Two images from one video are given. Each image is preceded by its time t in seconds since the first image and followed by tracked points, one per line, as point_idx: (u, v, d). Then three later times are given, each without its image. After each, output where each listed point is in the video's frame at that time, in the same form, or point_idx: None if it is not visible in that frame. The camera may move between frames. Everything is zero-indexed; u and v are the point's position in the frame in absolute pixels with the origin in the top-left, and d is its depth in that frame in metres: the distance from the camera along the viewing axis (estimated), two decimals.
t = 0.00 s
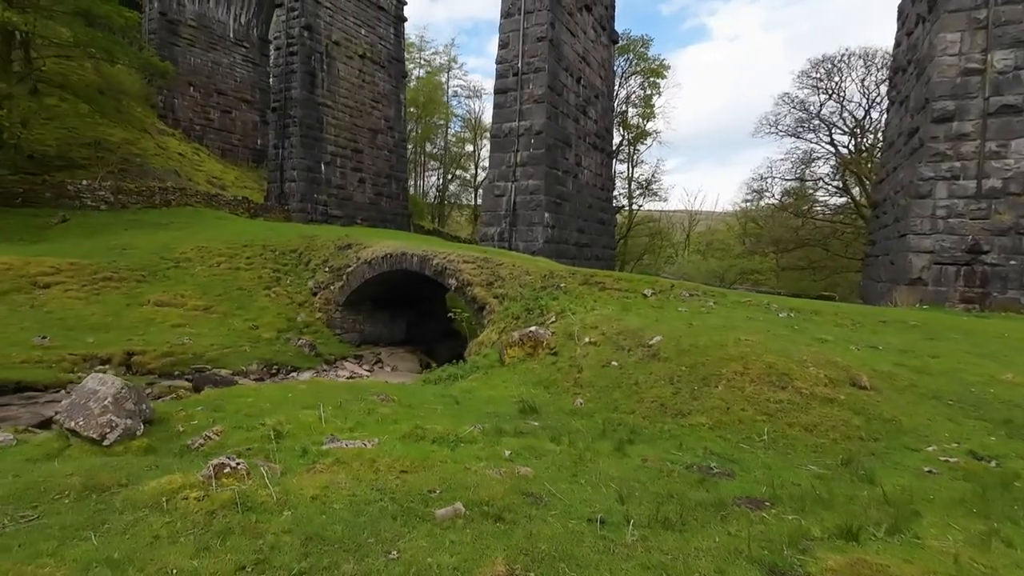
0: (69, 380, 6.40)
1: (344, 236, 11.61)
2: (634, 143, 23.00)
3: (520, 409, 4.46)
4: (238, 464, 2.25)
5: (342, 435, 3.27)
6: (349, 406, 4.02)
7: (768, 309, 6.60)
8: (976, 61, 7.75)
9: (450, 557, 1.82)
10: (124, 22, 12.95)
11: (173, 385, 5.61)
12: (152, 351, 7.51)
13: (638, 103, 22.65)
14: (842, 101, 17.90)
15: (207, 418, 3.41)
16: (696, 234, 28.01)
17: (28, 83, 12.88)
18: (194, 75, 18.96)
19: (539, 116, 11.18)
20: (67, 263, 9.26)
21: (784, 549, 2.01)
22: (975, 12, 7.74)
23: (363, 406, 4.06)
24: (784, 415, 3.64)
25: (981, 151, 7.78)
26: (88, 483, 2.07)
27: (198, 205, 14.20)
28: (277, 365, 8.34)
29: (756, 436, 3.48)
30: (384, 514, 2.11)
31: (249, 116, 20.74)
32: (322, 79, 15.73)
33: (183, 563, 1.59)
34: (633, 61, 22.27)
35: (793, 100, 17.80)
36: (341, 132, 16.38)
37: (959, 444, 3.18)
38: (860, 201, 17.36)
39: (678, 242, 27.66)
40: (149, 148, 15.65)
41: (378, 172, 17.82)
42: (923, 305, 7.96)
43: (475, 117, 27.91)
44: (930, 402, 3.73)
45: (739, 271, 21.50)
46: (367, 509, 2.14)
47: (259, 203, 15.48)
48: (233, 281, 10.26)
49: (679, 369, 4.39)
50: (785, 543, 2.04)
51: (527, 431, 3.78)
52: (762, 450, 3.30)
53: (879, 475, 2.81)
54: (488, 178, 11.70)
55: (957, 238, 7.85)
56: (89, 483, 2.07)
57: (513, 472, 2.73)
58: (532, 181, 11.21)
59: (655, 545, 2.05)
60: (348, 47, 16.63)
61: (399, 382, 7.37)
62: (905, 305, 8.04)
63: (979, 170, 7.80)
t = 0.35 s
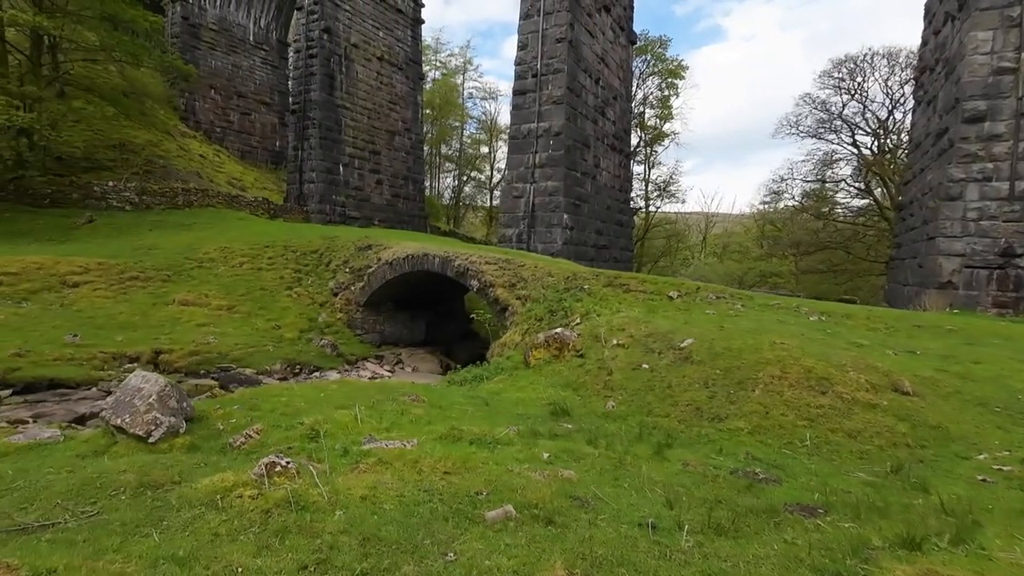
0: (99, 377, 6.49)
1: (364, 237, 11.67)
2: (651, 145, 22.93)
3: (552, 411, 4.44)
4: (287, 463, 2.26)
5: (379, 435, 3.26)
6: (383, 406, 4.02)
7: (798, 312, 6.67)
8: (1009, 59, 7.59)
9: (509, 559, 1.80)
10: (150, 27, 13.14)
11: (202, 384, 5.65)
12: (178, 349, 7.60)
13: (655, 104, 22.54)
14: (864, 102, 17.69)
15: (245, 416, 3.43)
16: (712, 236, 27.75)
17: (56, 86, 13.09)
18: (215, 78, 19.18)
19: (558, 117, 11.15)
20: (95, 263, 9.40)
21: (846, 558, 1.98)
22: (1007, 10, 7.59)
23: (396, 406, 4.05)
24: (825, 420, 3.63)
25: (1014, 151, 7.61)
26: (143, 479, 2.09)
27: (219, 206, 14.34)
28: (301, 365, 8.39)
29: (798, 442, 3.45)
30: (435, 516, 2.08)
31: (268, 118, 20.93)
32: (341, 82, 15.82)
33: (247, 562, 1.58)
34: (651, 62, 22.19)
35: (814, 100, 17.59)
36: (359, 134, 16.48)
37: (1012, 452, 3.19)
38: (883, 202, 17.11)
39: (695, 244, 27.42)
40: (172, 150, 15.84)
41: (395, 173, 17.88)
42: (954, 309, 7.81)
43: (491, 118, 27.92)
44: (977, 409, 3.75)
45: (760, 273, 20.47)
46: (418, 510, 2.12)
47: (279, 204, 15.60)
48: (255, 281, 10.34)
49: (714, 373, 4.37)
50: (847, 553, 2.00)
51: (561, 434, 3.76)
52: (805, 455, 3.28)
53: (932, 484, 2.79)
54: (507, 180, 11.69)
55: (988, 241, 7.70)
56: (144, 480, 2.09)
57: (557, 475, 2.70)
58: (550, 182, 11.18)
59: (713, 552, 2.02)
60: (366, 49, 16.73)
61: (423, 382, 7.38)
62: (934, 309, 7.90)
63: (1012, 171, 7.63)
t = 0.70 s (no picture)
0: (114, 376, 6.48)
1: (374, 237, 11.62)
2: (660, 144, 22.80)
3: (575, 412, 4.38)
4: (322, 464, 2.20)
5: (406, 436, 3.20)
6: (405, 406, 3.96)
7: (819, 312, 6.63)
8: None
9: (557, 565, 1.74)
10: (161, 27, 13.15)
11: (217, 383, 5.61)
12: (192, 348, 7.59)
13: (664, 103, 22.43)
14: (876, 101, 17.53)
15: (269, 415, 3.39)
16: (720, 236, 27.63)
17: (68, 86, 13.13)
18: (224, 78, 19.20)
19: (568, 116, 11.07)
20: (108, 261, 9.40)
21: (904, 566, 1.90)
22: None
23: (418, 406, 4.00)
24: (859, 423, 3.56)
25: None
26: (177, 480, 2.05)
27: (230, 205, 14.35)
28: (314, 364, 8.34)
29: (832, 445, 3.39)
30: (475, 520, 2.02)
31: (277, 118, 20.96)
32: (350, 81, 15.80)
33: (292, 567, 1.53)
34: (660, 61, 22.09)
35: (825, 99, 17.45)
36: (368, 133, 16.46)
37: None
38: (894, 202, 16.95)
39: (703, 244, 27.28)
40: (182, 149, 15.87)
41: (404, 173, 17.85)
42: (973, 310, 7.70)
43: (498, 118, 27.87)
44: (1015, 412, 3.66)
45: (769, 273, 19.90)
46: (457, 513, 2.06)
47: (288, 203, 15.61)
48: (266, 281, 10.31)
49: (740, 374, 4.30)
50: (904, 561, 1.94)
51: (587, 435, 3.69)
52: (840, 459, 3.21)
53: (977, 489, 2.71)
54: (517, 179, 11.64)
55: (1008, 241, 7.58)
56: (177, 480, 2.05)
57: (591, 477, 2.64)
58: (561, 182, 11.10)
59: (764, 559, 1.95)
60: (375, 49, 16.70)
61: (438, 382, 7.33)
62: (953, 310, 7.79)
63: None
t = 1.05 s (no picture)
0: (122, 375, 6.44)
1: (380, 235, 11.56)
2: (665, 142, 22.71)
3: (591, 413, 4.32)
4: (349, 468, 2.16)
5: (425, 438, 3.14)
6: (420, 407, 3.91)
7: (833, 312, 6.59)
8: None
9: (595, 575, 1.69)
10: (166, 25, 13.10)
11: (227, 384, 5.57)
12: (200, 347, 7.55)
13: (669, 101, 22.34)
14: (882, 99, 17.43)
15: (284, 416, 3.35)
16: (724, 234, 27.54)
17: (72, 85, 13.09)
18: (228, 76, 19.15)
19: (574, 115, 11.00)
20: (114, 260, 9.36)
21: None
22: None
23: (434, 407, 3.94)
24: (884, 425, 3.51)
25: None
26: (201, 485, 2.01)
27: (235, 204, 14.30)
28: (321, 364, 8.30)
29: (858, 448, 3.34)
30: (506, 526, 1.97)
31: (280, 116, 20.92)
32: (354, 80, 15.73)
33: None
34: (665, 58, 22.00)
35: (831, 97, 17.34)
36: (372, 131, 16.40)
37: None
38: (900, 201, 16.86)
39: (707, 243, 27.21)
40: (186, 148, 15.82)
41: (408, 171, 17.79)
42: (984, 309, 7.62)
43: (502, 116, 27.78)
44: None
45: (774, 272, 19.79)
46: (487, 519, 2.01)
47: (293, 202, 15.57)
48: (273, 279, 10.27)
49: (759, 375, 4.24)
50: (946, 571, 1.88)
51: (606, 437, 3.64)
52: (867, 462, 3.16)
53: (1011, 493, 2.66)
54: (522, 177, 11.58)
55: (1021, 239, 7.48)
56: (200, 485, 2.00)
57: (618, 481, 2.59)
58: (567, 180, 11.02)
59: (804, 568, 1.90)
60: (379, 47, 16.64)
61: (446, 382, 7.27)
62: (964, 309, 7.71)
63: None
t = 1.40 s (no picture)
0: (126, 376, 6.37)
1: (383, 234, 11.49)
2: (666, 141, 22.66)
3: (606, 414, 4.25)
4: (373, 473, 2.10)
5: (443, 441, 3.08)
6: (434, 408, 3.84)
7: (844, 312, 6.54)
8: None
9: None
10: (167, 22, 13.01)
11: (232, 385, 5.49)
12: (203, 347, 7.47)
13: (671, 100, 22.28)
14: (884, 98, 17.39)
15: (297, 418, 3.28)
16: (724, 233, 27.51)
17: (72, 83, 12.99)
18: (228, 74, 19.05)
19: (578, 113, 10.93)
20: (116, 259, 9.28)
21: None
22: None
23: (447, 408, 3.87)
24: (908, 426, 3.45)
25: None
26: (221, 491, 1.95)
27: (236, 203, 14.22)
28: (325, 363, 8.23)
29: (883, 450, 3.28)
30: (539, 533, 1.91)
31: (281, 115, 20.83)
32: (355, 78, 15.64)
33: None
34: (667, 57, 21.94)
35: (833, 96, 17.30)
36: (374, 130, 16.32)
37: None
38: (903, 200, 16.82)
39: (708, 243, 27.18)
40: (186, 146, 15.73)
41: (409, 170, 17.71)
42: (991, 308, 7.55)
43: (502, 115, 27.69)
44: None
45: (774, 272, 20.16)
46: (519, 526, 1.94)
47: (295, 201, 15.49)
48: (275, 279, 10.19)
49: (777, 375, 4.18)
50: None
51: (624, 439, 3.57)
52: (894, 465, 3.10)
53: None
54: (525, 176, 11.50)
55: None
56: (221, 491, 1.95)
57: (645, 486, 2.52)
58: (570, 179, 10.95)
59: None
60: (380, 45, 16.55)
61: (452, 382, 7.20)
62: (971, 309, 7.65)
63: None
